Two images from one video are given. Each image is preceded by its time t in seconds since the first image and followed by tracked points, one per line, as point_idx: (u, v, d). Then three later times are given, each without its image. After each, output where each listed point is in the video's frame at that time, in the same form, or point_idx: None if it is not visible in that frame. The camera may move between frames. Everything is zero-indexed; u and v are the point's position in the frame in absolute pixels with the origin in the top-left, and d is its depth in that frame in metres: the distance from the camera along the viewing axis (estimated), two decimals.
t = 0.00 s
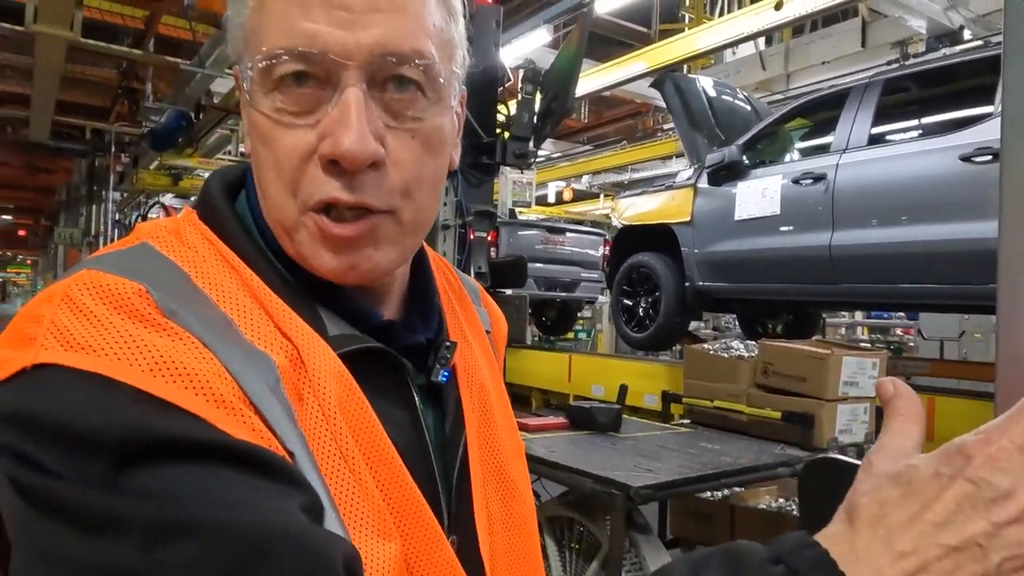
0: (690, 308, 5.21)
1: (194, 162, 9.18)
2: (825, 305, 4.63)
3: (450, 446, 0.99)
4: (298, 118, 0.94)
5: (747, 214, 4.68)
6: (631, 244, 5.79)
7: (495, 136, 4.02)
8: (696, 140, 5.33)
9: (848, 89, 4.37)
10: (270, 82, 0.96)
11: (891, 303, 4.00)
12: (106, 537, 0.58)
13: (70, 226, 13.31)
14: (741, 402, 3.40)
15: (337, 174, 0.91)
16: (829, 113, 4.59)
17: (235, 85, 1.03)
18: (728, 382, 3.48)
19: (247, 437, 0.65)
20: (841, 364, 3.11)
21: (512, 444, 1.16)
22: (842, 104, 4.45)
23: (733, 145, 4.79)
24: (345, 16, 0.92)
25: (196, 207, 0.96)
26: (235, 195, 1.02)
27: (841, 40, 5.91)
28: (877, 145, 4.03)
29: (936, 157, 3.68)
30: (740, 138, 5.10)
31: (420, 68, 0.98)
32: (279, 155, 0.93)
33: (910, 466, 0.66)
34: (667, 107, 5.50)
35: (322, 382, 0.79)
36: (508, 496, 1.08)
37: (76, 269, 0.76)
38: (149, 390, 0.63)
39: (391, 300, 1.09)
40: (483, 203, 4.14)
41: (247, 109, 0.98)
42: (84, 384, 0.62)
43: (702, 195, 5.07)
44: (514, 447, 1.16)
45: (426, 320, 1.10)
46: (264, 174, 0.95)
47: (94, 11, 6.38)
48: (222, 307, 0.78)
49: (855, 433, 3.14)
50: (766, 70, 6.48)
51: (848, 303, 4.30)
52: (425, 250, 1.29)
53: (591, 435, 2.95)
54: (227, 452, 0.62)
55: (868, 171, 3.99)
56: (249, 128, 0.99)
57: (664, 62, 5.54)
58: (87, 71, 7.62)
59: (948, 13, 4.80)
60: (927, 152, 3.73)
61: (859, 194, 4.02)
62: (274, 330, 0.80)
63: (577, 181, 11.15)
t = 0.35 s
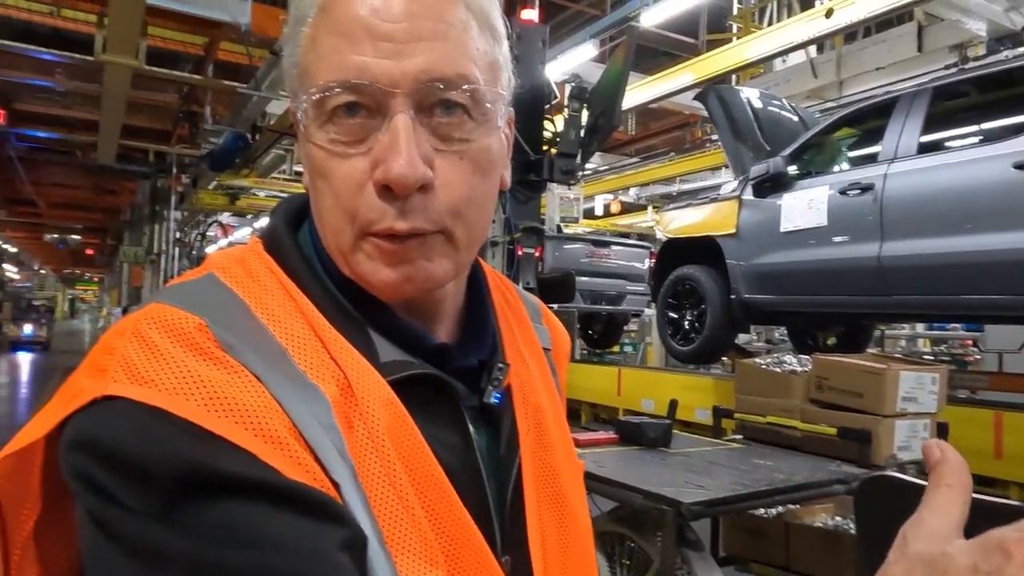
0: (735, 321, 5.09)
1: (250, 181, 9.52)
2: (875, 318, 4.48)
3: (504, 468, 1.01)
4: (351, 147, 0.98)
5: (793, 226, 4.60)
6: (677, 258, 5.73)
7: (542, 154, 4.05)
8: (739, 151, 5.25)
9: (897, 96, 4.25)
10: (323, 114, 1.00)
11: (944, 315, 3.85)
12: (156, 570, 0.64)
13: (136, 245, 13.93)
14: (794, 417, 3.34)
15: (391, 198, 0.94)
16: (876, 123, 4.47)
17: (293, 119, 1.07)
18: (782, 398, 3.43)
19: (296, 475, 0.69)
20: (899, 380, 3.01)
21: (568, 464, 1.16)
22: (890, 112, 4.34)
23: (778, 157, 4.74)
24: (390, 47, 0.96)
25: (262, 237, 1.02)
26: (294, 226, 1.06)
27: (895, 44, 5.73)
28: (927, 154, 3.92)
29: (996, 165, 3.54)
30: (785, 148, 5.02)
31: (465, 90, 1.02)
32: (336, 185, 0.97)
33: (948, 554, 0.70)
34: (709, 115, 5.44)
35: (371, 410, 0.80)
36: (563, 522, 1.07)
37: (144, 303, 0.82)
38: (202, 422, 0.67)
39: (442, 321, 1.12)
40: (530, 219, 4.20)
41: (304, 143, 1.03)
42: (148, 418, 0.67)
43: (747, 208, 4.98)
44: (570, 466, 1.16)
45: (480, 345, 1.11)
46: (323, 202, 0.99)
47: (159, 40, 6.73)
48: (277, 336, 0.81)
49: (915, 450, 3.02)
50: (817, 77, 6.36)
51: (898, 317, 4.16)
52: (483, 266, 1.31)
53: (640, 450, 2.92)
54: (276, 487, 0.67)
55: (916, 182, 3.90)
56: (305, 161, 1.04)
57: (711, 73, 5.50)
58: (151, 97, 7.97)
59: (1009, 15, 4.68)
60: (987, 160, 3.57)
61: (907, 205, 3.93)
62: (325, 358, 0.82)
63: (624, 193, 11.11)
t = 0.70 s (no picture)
0: (774, 330, 5.01)
1: (296, 197, 9.79)
2: (920, 328, 4.35)
3: (553, 489, 1.02)
4: (418, 176, 1.01)
5: (832, 235, 4.50)
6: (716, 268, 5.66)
7: (580, 166, 4.07)
8: (777, 159, 5.17)
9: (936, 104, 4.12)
10: (391, 144, 1.03)
11: (992, 323, 3.71)
12: None
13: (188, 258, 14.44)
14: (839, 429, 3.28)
15: (458, 229, 0.97)
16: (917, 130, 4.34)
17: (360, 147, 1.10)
18: (825, 410, 3.36)
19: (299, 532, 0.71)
20: (947, 392, 2.90)
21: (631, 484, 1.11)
22: (930, 120, 4.19)
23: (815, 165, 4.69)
24: (456, 79, 0.99)
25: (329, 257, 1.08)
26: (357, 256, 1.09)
27: (945, 47, 5.55)
28: (967, 161, 3.80)
29: None
30: (824, 156, 4.91)
31: (528, 120, 1.04)
32: (401, 213, 1.00)
33: None
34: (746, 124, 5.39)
35: (398, 442, 0.82)
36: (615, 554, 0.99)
37: (208, 322, 0.88)
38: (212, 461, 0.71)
39: (499, 344, 1.10)
40: (570, 231, 4.22)
41: (372, 171, 1.06)
42: (163, 445, 0.73)
43: (785, 217, 4.89)
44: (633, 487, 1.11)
45: (532, 366, 1.12)
46: (389, 230, 1.02)
47: (209, 61, 7.00)
48: (312, 364, 0.83)
49: (964, 464, 2.87)
50: (863, 82, 6.23)
51: (942, 326, 4.03)
52: (543, 279, 1.31)
53: (680, 462, 2.89)
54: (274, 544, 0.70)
55: (958, 187, 3.78)
56: (372, 186, 1.07)
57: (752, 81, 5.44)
58: (202, 114, 8.33)
59: None
60: None
61: (951, 212, 3.81)
62: (361, 392, 0.84)
63: (666, 203, 11.02)
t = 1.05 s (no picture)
0: (784, 332, 4.97)
1: (309, 199, 9.85)
2: (931, 330, 4.29)
3: (588, 503, 1.00)
4: (444, 187, 1.00)
5: (842, 236, 4.46)
6: (726, 269, 5.62)
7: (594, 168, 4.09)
8: (788, 163, 5.10)
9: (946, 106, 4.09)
10: (418, 154, 1.03)
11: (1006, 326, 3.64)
12: None
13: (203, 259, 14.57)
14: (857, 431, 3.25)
15: (481, 243, 0.95)
16: (928, 132, 4.31)
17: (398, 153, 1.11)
18: (844, 412, 3.33)
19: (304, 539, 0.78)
20: (968, 394, 2.87)
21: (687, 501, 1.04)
22: (941, 121, 4.16)
23: (826, 167, 4.65)
24: (479, 87, 0.97)
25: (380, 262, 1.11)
26: (406, 265, 1.12)
27: (962, 47, 5.49)
28: (977, 163, 3.76)
29: None
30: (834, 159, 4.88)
31: (558, 126, 1.01)
32: (428, 225, 1.00)
33: None
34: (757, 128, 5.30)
35: (412, 454, 0.86)
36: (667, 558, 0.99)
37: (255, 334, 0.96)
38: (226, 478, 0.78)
39: (546, 351, 1.09)
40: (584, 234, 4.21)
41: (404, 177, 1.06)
42: (191, 455, 0.81)
43: (795, 219, 4.85)
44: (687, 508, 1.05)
45: (576, 374, 1.10)
46: (423, 240, 1.02)
47: (225, 64, 7.06)
48: (340, 373, 0.89)
49: (986, 467, 2.87)
50: (879, 82, 6.17)
51: (955, 329, 3.96)
52: (600, 273, 1.28)
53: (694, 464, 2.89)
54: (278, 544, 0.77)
55: (966, 191, 3.75)
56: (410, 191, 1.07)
57: (766, 81, 5.41)
58: (218, 117, 8.42)
59: None
60: None
61: (961, 215, 3.76)
62: (385, 405, 0.88)
63: (679, 204, 10.99)
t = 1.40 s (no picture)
0: (791, 333, 4.94)
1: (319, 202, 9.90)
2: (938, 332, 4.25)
3: (596, 503, 0.99)
4: (449, 203, 1.02)
5: (847, 239, 4.43)
6: (733, 271, 5.59)
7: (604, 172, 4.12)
8: (794, 165, 5.12)
9: (951, 108, 4.07)
10: (419, 169, 1.04)
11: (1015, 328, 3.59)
12: None
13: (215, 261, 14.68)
14: (870, 433, 3.24)
15: (500, 251, 0.96)
16: (933, 134, 4.32)
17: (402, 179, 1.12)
18: (856, 414, 3.31)
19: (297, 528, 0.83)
20: (982, 396, 2.84)
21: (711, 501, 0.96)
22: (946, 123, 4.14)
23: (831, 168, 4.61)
24: (469, 93, 0.98)
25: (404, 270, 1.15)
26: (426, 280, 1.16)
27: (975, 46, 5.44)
28: (981, 165, 3.75)
29: None
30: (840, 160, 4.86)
31: (556, 119, 1.03)
32: (444, 245, 1.01)
33: None
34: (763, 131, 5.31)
35: (399, 451, 0.88)
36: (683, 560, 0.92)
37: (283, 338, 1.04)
38: (234, 469, 0.86)
39: (565, 353, 1.10)
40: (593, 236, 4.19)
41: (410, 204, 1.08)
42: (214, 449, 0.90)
43: (801, 221, 4.83)
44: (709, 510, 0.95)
45: (589, 375, 1.09)
46: (437, 259, 1.04)
47: (237, 67, 7.11)
48: (349, 376, 0.94)
49: (1000, 469, 2.85)
50: (891, 82, 6.13)
51: (963, 330, 3.92)
52: (626, 266, 1.24)
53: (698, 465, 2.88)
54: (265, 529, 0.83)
55: (970, 196, 3.72)
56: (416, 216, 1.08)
57: (776, 83, 5.39)
58: (229, 120, 8.48)
59: None
60: None
61: (966, 217, 3.73)
62: (386, 401, 0.92)
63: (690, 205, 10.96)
